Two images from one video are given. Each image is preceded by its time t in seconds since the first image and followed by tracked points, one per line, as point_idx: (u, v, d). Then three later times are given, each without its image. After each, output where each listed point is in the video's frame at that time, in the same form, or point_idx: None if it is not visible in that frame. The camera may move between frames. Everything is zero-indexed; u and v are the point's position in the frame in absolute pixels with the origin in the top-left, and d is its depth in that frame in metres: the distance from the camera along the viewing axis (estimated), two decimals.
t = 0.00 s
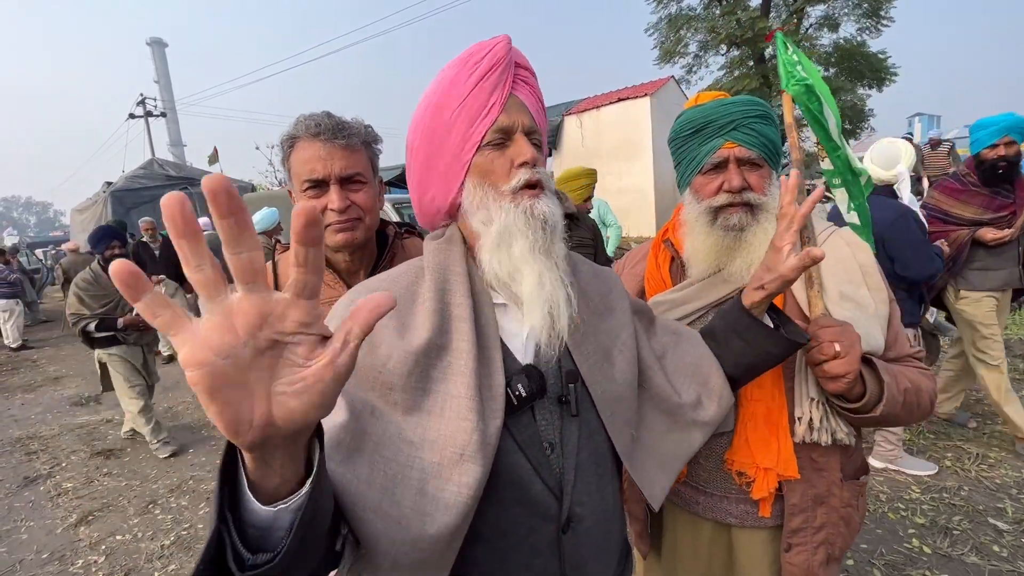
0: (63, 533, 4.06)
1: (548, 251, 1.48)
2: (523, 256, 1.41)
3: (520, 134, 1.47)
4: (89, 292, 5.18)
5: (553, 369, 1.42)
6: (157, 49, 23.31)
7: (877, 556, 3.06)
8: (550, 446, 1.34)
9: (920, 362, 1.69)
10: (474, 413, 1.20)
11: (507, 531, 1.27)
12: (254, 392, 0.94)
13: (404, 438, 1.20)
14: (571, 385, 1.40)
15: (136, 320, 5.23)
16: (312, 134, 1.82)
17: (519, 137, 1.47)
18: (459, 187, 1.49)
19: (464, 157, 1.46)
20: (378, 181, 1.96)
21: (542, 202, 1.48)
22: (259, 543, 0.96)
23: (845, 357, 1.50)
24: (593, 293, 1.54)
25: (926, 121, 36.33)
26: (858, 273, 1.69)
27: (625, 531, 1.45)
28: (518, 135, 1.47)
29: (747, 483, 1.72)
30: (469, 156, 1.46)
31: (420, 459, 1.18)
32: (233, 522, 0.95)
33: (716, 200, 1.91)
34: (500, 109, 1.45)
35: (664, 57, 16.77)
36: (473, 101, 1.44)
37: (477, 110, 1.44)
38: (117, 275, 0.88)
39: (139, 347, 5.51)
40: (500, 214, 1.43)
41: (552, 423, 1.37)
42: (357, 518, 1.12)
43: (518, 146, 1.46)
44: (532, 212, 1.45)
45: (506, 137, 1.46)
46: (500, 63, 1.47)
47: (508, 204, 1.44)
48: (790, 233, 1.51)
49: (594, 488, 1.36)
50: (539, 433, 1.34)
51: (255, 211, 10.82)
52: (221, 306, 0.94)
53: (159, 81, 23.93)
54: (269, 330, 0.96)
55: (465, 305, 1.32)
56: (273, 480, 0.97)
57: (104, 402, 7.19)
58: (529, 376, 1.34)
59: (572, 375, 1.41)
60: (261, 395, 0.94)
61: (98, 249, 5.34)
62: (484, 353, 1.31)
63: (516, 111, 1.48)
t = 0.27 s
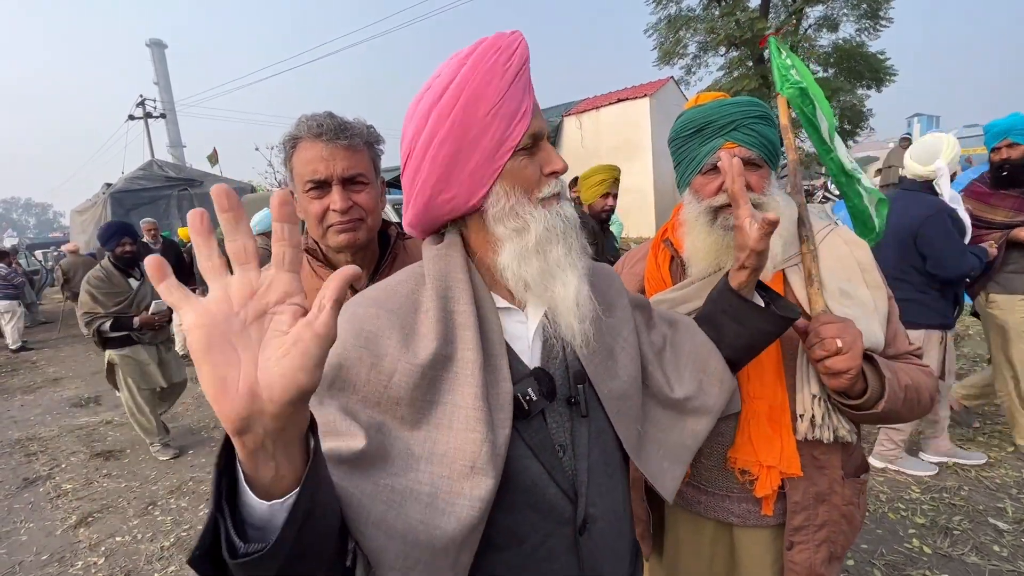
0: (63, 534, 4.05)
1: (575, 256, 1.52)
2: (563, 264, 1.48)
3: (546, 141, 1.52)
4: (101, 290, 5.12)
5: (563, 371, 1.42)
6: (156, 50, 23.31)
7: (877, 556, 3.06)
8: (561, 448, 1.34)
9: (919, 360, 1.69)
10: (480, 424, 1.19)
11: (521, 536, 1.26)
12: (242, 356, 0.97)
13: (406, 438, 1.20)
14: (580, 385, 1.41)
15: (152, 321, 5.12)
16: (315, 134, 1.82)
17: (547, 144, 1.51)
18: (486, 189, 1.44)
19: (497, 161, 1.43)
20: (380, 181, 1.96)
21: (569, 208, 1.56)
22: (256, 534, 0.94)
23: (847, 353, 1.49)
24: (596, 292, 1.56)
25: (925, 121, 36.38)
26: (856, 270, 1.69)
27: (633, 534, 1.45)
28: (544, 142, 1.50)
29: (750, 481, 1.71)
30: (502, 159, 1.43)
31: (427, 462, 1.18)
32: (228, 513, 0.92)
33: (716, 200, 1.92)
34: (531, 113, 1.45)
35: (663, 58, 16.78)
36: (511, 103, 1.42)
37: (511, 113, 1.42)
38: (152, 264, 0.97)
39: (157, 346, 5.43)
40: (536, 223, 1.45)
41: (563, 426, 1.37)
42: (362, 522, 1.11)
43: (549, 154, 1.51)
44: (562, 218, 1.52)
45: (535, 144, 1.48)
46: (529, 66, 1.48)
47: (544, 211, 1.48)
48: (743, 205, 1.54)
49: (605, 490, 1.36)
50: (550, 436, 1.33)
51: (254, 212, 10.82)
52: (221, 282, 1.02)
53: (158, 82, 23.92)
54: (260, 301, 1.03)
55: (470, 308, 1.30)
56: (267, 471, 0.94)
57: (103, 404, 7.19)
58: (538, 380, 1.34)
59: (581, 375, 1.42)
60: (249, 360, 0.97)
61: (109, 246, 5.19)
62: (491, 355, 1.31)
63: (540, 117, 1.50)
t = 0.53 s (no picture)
0: (63, 536, 4.06)
1: (555, 269, 1.50)
2: (524, 274, 1.42)
3: (530, 140, 1.47)
4: (114, 290, 4.82)
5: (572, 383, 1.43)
6: (157, 51, 23.33)
7: (876, 557, 3.06)
8: (569, 459, 1.34)
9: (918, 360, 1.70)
10: (484, 436, 1.19)
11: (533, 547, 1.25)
12: (219, 399, 0.96)
13: (407, 443, 1.21)
14: (590, 395, 1.42)
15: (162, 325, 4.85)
16: (316, 137, 1.83)
17: (528, 143, 1.46)
18: (460, 191, 1.52)
19: (467, 162, 1.48)
20: (382, 184, 1.97)
21: (546, 216, 1.49)
22: None
23: (849, 355, 1.50)
24: (604, 300, 1.57)
25: (924, 122, 36.43)
26: (853, 271, 1.71)
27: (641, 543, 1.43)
28: (527, 141, 1.47)
29: (754, 483, 1.71)
30: (473, 161, 1.47)
31: (434, 462, 1.20)
32: (212, 556, 0.92)
33: (713, 203, 1.92)
34: (509, 111, 1.44)
35: (662, 59, 16.81)
36: (483, 102, 1.43)
37: (482, 113, 1.44)
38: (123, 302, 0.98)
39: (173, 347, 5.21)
40: (499, 230, 1.44)
41: (571, 436, 1.37)
42: (363, 546, 1.08)
43: (525, 154, 1.46)
44: (536, 226, 1.47)
45: (513, 143, 1.46)
46: (513, 59, 1.45)
47: (512, 218, 1.45)
48: (758, 211, 1.55)
49: (617, 498, 1.36)
50: (559, 448, 1.33)
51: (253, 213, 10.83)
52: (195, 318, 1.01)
53: (158, 83, 23.93)
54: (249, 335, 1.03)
55: (475, 313, 1.31)
56: (256, 509, 0.94)
57: (103, 405, 7.19)
58: (547, 392, 1.33)
59: (591, 386, 1.43)
60: (226, 403, 0.96)
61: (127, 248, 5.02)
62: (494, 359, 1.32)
63: (528, 114, 1.48)
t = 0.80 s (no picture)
0: (61, 538, 4.05)
1: (545, 280, 1.48)
2: (510, 281, 1.41)
3: (529, 144, 1.46)
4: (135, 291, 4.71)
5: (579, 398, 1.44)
6: (156, 53, 23.34)
7: (875, 560, 3.07)
8: (574, 476, 1.36)
9: (912, 363, 1.70)
10: (487, 445, 1.19)
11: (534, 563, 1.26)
12: (195, 397, 0.96)
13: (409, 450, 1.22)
14: (600, 411, 1.41)
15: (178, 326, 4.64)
16: (317, 143, 1.83)
17: (526, 147, 1.46)
18: (464, 194, 1.55)
19: (467, 164, 1.51)
20: (382, 190, 1.98)
21: (540, 222, 1.46)
22: None
23: (842, 362, 1.52)
24: (618, 310, 1.53)
25: (922, 123, 36.53)
26: (847, 277, 1.71)
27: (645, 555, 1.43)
28: (525, 145, 1.46)
29: (750, 490, 1.71)
30: (473, 164, 1.50)
31: (435, 471, 1.20)
32: (181, 558, 0.91)
33: (705, 209, 1.94)
34: (508, 112, 1.45)
35: (661, 61, 16.84)
36: (482, 104, 1.45)
37: (481, 115, 1.45)
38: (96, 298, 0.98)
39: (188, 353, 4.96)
40: (487, 236, 1.45)
41: (577, 451, 1.38)
42: (349, 555, 1.09)
43: (522, 159, 1.46)
44: (524, 234, 1.44)
45: (511, 146, 1.46)
46: (517, 61, 1.45)
47: (500, 223, 1.46)
48: (782, 220, 1.56)
49: (622, 518, 1.36)
50: (564, 463, 1.34)
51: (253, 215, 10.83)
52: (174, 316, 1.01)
53: (158, 85, 23.95)
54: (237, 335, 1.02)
55: (478, 320, 1.32)
56: (230, 510, 0.94)
57: (102, 407, 7.19)
58: (551, 407, 1.34)
59: (600, 401, 1.42)
60: (203, 400, 0.96)
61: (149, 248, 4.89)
62: (497, 369, 1.33)
63: (530, 116, 1.47)
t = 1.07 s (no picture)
0: (60, 541, 4.04)
1: (546, 291, 1.47)
2: (511, 294, 1.41)
3: (532, 151, 1.46)
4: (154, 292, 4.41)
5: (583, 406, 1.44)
6: (156, 54, 23.32)
7: (874, 562, 3.07)
8: (577, 484, 1.36)
9: (906, 367, 1.70)
10: (489, 455, 1.19)
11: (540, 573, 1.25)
12: (205, 453, 0.92)
13: (410, 459, 1.22)
14: (604, 418, 1.41)
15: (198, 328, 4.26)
16: (317, 146, 1.83)
17: (529, 155, 1.46)
18: (467, 199, 1.56)
19: (470, 169, 1.51)
20: (382, 194, 1.98)
21: (543, 232, 1.47)
22: None
23: (832, 366, 1.55)
24: (623, 317, 1.52)
25: (921, 125, 36.65)
26: (840, 282, 1.72)
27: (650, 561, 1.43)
28: (528, 152, 1.47)
29: (744, 494, 1.71)
30: (475, 170, 1.51)
31: (437, 481, 1.20)
32: None
33: (696, 213, 1.96)
34: (511, 118, 1.45)
35: (661, 62, 16.85)
36: (485, 109, 1.46)
37: (484, 120, 1.46)
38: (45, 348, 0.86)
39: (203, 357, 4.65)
40: (489, 245, 1.45)
41: (581, 459, 1.39)
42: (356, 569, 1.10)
43: (524, 167, 1.46)
44: (524, 244, 1.45)
45: (513, 153, 1.46)
46: (520, 64, 1.45)
47: (499, 234, 1.46)
48: (808, 236, 1.52)
49: (627, 528, 1.35)
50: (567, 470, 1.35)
51: (253, 216, 10.83)
52: (166, 361, 0.94)
53: (157, 86, 23.92)
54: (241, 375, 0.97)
55: (481, 326, 1.32)
56: (243, 551, 0.93)
57: (101, 409, 7.18)
58: (554, 415, 1.35)
59: (605, 408, 1.41)
60: (215, 457, 0.93)
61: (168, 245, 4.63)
62: (500, 375, 1.34)
63: (532, 121, 1.47)
